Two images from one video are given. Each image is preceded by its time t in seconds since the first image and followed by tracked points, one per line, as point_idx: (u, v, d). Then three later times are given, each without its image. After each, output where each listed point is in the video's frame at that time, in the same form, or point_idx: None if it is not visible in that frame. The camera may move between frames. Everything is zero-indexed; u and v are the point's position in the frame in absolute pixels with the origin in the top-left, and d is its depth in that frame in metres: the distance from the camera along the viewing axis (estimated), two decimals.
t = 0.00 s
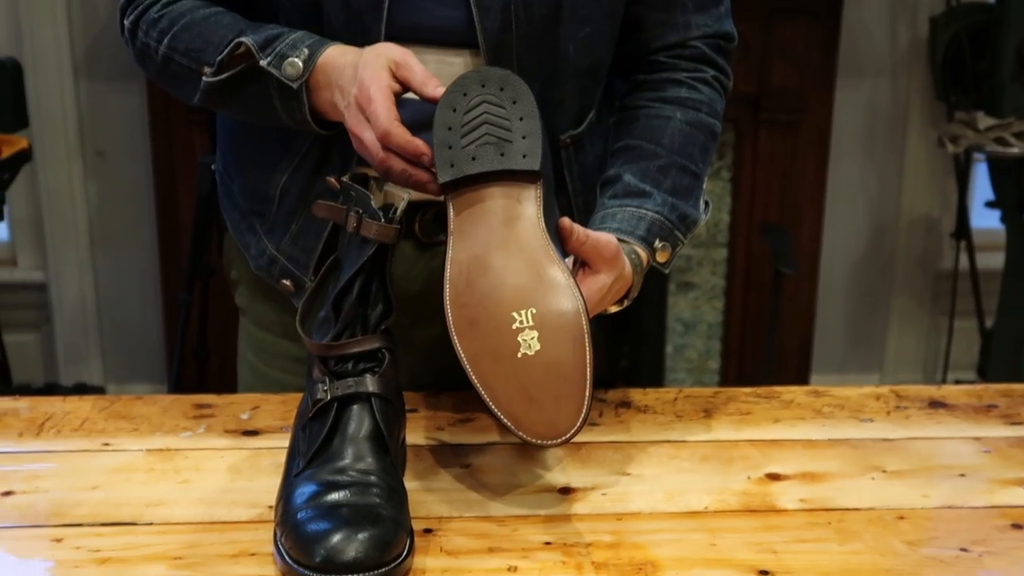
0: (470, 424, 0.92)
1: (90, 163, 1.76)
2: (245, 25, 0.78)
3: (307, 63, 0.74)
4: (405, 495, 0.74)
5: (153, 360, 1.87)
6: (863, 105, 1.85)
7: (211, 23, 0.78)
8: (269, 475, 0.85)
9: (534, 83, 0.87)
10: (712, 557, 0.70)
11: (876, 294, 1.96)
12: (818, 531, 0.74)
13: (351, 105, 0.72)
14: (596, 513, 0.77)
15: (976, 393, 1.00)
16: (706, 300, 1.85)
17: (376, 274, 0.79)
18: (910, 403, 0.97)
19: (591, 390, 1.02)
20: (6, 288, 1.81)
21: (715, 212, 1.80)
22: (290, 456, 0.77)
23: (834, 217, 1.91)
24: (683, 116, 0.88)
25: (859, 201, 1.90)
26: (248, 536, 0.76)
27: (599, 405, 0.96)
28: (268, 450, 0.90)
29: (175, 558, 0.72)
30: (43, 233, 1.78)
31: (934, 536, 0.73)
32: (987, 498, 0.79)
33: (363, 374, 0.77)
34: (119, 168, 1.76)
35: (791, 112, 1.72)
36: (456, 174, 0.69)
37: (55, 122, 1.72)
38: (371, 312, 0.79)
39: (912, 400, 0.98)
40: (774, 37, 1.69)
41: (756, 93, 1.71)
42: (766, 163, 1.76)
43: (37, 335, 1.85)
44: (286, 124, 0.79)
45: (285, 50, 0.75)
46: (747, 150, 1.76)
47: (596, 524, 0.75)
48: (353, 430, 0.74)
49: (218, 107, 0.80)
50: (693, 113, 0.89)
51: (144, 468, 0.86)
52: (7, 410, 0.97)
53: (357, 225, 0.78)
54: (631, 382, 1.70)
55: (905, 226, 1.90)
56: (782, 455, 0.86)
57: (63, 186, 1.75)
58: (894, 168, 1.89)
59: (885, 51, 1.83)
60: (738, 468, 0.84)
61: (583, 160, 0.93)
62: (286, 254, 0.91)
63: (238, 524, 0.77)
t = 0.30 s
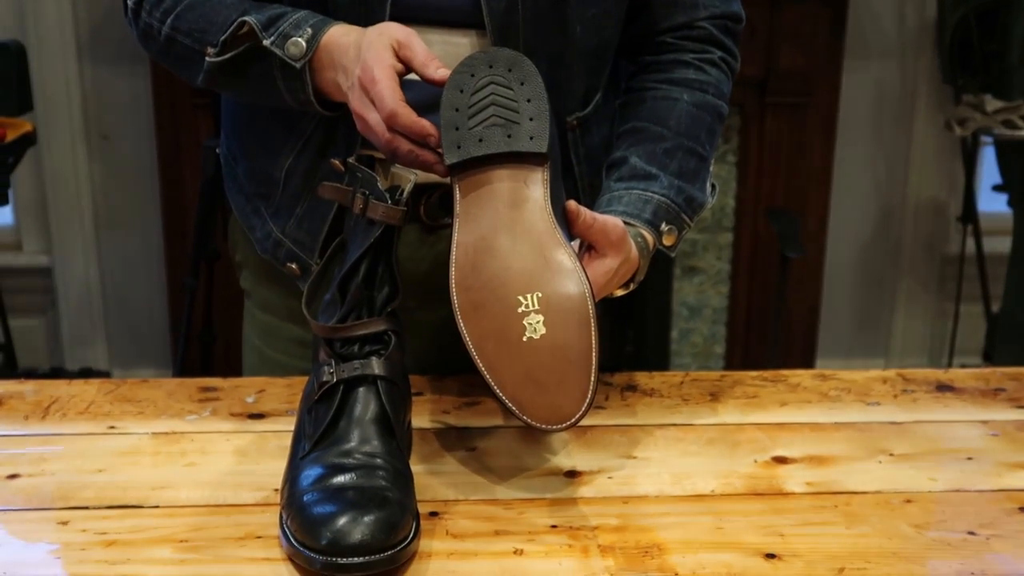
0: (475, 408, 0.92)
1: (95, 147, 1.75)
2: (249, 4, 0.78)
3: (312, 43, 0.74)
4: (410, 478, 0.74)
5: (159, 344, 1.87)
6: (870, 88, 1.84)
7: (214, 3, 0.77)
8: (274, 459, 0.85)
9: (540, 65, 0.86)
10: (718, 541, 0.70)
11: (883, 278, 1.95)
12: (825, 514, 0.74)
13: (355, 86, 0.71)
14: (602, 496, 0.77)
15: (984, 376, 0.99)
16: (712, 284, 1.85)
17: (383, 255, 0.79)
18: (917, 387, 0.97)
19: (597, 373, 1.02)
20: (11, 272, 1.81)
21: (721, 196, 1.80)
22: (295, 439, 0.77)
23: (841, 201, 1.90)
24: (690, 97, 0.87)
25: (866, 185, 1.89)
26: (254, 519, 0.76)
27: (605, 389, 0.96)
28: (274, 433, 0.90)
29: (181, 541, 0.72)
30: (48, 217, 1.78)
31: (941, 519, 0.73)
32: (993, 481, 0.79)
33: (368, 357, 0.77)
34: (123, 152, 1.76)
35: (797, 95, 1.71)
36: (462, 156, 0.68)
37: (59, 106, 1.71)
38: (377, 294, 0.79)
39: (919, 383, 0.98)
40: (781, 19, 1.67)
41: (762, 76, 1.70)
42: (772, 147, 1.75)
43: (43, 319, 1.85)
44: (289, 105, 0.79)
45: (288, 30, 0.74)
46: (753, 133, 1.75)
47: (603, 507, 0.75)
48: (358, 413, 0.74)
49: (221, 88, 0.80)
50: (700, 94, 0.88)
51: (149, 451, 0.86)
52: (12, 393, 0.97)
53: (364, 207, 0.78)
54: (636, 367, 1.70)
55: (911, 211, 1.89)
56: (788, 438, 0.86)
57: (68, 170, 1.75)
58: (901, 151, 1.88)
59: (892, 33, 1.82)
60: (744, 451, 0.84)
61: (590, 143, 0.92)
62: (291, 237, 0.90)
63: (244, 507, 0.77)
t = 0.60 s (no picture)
0: (476, 407, 0.92)
1: (96, 146, 1.75)
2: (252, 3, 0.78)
3: (314, 42, 0.74)
4: (411, 478, 0.74)
5: (160, 343, 1.87)
6: (872, 87, 1.84)
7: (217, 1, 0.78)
8: (275, 458, 0.85)
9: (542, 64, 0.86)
10: (719, 540, 0.70)
11: (884, 278, 1.95)
12: (826, 514, 0.74)
13: (359, 84, 0.71)
14: (603, 496, 0.77)
15: (985, 376, 0.99)
16: (713, 284, 1.84)
17: (383, 256, 0.79)
18: (918, 386, 0.97)
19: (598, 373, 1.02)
20: (12, 272, 1.81)
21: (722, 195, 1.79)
22: (296, 439, 0.77)
23: (841, 200, 1.90)
24: (696, 94, 0.87)
25: (866, 184, 1.89)
26: (255, 519, 0.76)
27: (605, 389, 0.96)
28: (275, 433, 0.90)
29: (182, 541, 0.72)
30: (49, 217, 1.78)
31: (942, 519, 0.73)
32: (994, 481, 0.79)
33: (369, 357, 0.77)
34: (123, 152, 1.76)
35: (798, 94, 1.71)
36: (463, 167, 0.68)
37: (61, 105, 1.71)
38: (378, 294, 0.79)
39: (920, 383, 0.98)
40: (782, 18, 1.67)
41: (763, 75, 1.70)
42: (773, 146, 1.76)
43: (44, 319, 1.85)
44: (292, 104, 0.79)
45: (291, 28, 0.74)
46: (753, 132, 1.75)
47: (603, 507, 0.75)
48: (359, 413, 0.74)
49: (223, 87, 0.80)
50: (706, 92, 0.88)
51: (151, 451, 0.86)
52: (13, 392, 0.98)
53: (365, 207, 0.78)
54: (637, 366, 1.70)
55: (912, 210, 1.89)
56: (789, 438, 0.86)
57: (69, 170, 1.75)
58: (902, 150, 1.87)
59: (894, 32, 1.82)
60: (745, 451, 0.84)
61: (594, 143, 0.92)
62: (294, 236, 0.90)
63: (246, 507, 0.77)
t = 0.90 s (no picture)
0: (478, 408, 0.92)
1: (98, 146, 1.76)
2: (252, 5, 0.78)
3: (313, 44, 0.74)
4: (413, 478, 0.74)
5: (161, 343, 1.87)
6: (873, 86, 1.84)
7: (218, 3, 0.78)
8: (277, 458, 0.86)
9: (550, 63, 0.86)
10: (720, 541, 0.70)
11: (885, 278, 1.95)
12: (827, 514, 0.74)
13: (353, 88, 0.71)
14: (604, 496, 0.77)
15: (986, 377, 0.99)
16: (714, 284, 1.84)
17: (384, 257, 0.79)
18: (919, 387, 0.97)
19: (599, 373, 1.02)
20: (14, 272, 1.81)
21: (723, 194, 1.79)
22: (297, 438, 0.78)
23: (842, 200, 1.90)
24: (731, 72, 0.87)
25: (868, 184, 1.89)
26: (257, 519, 0.76)
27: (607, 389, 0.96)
28: (277, 433, 0.90)
29: (184, 541, 0.72)
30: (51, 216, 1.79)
31: (943, 520, 0.73)
32: (995, 481, 0.79)
33: (370, 357, 0.77)
34: (125, 151, 1.76)
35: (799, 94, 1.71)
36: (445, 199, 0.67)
37: (63, 104, 1.72)
38: (379, 295, 0.79)
39: (921, 383, 0.98)
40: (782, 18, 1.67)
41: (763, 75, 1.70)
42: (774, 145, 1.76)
43: (45, 318, 1.85)
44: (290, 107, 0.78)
45: (290, 31, 0.74)
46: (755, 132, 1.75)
47: (604, 508, 0.75)
48: (361, 413, 0.74)
49: (222, 89, 0.80)
50: (740, 70, 0.87)
51: (152, 451, 0.86)
52: (15, 392, 0.98)
53: (364, 208, 0.78)
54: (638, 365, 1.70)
55: (913, 210, 1.89)
56: (791, 438, 0.86)
57: (71, 169, 1.75)
58: (903, 150, 1.87)
59: (895, 33, 1.82)
60: (746, 451, 0.84)
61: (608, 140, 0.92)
62: (303, 239, 0.91)
63: (248, 507, 0.78)
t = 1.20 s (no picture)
0: (478, 408, 0.92)
1: (98, 146, 1.76)
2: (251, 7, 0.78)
3: (314, 47, 0.74)
4: (415, 477, 0.74)
5: (161, 343, 1.87)
6: (874, 87, 1.84)
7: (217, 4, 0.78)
8: (278, 458, 0.86)
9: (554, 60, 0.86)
10: (721, 541, 0.70)
11: (886, 279, 1.95)
12: (828, 515, 0.74)
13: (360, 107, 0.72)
14: (605, 497, 0.77)
15: (987, 378, 0.99)
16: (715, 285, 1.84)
17: (386, 258, 0.79)
18: (920, 388, 0.97)
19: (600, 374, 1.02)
20: (14, 272, 1.81)
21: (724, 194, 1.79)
22: (298, 439, 0.78)
23: (843, 201, 1.90)
24: (761, 24, 0.90)
25: (869, 184, 1.89)
26: (258, 520, 0.76)
27: (607, 389, 0.96)
28: (277, 433, 0.90)
29: (185, 541, 0.72)
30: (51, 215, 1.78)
31: (944, 520, 0.73)
32: (997, 482, 0.79)
33: (371, 357, 0.77)
34: (126, 152, 1.76)
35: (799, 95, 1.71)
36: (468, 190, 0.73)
37: (64, 104, 1.72)
38: (381, 295, 0.79)
39: (922, 384, 0.98)
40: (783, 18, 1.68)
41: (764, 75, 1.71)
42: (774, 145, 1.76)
43: (46, 318, 1.85)
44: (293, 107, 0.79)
45: (290, 32, 0.74)
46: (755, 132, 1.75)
47: (604, 508, 0.75)
48: (362, 412, 0.74)
49: (224, 90, 0.80)
50: (771, 24, 0.90)
51: (153, 451, 0.86)
52: (15, 392, 0.98)
53: (368, 208, 0.78)
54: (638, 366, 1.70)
55: (914, 211, 1.89)
56: (792, 438, 0.86)
57: (72, 170, 1.75)
58: (904, 150, 1.87)
59: (896, 33, 1.82)
60: (747, 452, 0.84)
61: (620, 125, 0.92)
62: (306, 240, 0.91)
63: (249, 507, 0.78)
